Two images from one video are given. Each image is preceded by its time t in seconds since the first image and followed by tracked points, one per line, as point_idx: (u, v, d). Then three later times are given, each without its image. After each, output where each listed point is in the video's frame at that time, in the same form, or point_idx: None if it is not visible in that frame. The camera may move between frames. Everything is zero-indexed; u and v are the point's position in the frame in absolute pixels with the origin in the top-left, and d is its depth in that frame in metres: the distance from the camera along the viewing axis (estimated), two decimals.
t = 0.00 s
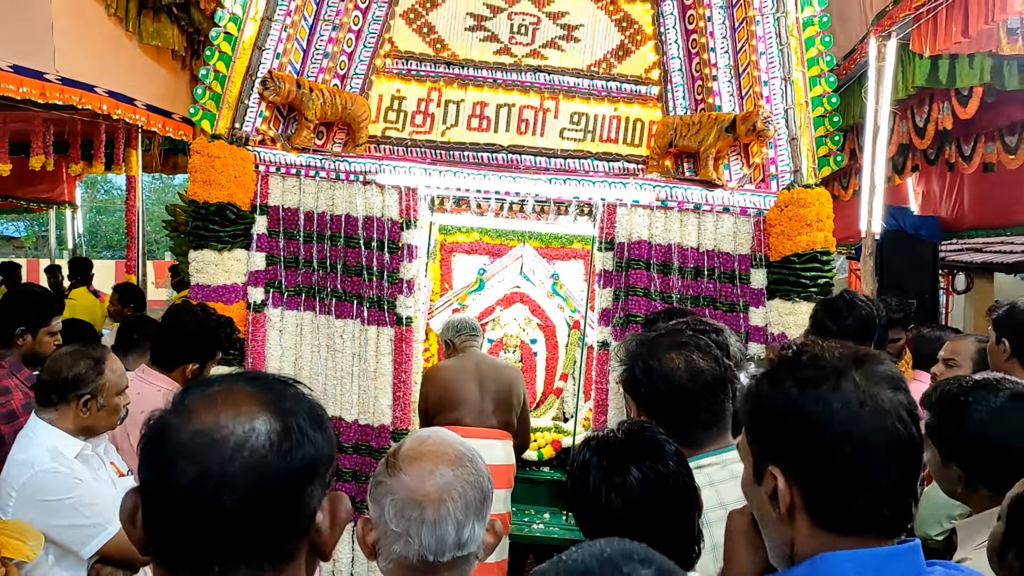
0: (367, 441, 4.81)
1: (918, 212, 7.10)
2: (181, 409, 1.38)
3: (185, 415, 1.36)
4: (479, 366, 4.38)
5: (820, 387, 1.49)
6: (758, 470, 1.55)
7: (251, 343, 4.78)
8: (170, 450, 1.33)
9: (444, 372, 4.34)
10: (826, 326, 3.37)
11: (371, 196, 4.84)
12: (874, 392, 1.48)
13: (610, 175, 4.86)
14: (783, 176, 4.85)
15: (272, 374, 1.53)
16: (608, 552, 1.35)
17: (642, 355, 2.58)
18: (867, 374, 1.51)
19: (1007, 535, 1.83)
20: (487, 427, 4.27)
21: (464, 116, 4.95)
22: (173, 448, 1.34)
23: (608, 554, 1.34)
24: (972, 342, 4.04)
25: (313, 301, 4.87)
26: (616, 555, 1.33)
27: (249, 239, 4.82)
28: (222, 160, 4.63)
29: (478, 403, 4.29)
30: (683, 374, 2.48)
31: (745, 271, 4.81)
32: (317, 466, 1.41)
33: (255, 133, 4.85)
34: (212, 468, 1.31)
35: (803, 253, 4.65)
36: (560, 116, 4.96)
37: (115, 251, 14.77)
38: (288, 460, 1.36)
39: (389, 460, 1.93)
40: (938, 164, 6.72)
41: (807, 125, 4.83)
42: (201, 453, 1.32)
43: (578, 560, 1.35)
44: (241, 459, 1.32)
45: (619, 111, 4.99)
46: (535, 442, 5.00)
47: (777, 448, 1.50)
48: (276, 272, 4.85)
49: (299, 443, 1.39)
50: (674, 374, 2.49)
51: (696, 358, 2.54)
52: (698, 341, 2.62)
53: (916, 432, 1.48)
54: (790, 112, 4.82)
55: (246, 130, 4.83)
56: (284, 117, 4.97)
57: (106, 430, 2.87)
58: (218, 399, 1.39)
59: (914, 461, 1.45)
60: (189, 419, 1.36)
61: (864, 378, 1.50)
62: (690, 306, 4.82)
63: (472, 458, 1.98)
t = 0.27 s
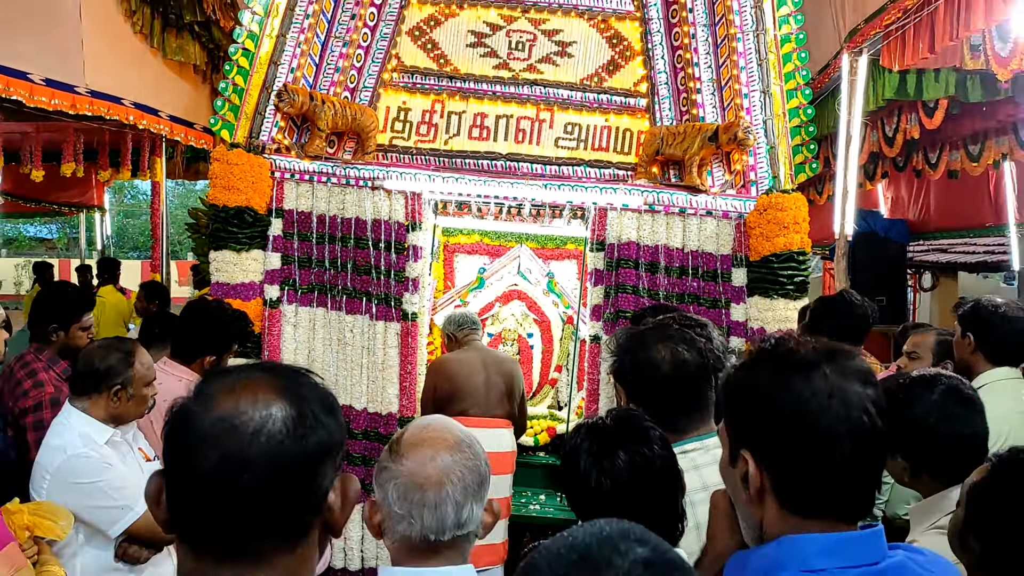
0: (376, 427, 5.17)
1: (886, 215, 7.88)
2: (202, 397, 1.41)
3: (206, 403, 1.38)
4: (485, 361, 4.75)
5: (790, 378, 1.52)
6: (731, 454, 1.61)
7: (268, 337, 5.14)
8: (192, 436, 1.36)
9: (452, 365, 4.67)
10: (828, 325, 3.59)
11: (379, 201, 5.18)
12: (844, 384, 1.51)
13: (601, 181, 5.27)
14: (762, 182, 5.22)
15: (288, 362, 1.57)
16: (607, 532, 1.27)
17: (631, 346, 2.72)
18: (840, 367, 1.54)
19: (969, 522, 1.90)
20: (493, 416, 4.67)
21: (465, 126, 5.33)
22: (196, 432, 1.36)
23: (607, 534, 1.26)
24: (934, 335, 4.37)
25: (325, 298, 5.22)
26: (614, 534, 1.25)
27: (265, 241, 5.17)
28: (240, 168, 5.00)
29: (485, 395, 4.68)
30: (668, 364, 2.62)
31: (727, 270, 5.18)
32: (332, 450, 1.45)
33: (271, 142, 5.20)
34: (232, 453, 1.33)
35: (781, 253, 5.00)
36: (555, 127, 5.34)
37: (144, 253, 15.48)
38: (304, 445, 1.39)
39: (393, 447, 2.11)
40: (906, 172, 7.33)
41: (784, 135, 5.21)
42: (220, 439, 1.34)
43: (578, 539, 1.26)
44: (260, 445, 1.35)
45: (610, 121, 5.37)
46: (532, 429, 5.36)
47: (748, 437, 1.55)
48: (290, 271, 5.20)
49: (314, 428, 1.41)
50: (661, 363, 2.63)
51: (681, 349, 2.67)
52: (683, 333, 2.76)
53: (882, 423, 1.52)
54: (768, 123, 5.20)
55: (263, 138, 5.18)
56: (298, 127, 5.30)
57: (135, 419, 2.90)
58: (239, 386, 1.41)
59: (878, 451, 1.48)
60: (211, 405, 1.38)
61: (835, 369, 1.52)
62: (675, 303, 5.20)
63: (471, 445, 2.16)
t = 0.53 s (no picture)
0: (378, 422, 5.36)
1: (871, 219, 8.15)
2: (213, 392, 1.57)
3: (218, 397, 1.55)
4: (484, 359, 4.93)
5: (740, 377, 1.60)
6: (691, 450, 1.69)
7: (274, 334, 5.32)
8: (204, 428, 1.52)
9: (454, 361, 4.85)
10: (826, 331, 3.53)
11: (382, 203, 5.38)
12: (794, 383, 1.58)
13: (597, 183, 5.41)
14: (750, 185, 5.40)
15: (295, 361, 1.74)
16: (600, 519, 1.25)
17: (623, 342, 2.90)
18: (789, 366, 1.61)
19: (941, 519, 2.06)
20: (495, 413, 4.86)
21: (465, 131, 5.53)
22: (208, 424, 1.52)
23: (600, 520, 1.24)
24: (911, 332, 4.59)
25: (330, 297, 5.42)
26: (607, 520, 1.23)
27: (271, 242, 5.34)
28: (248, 172, 5.18)
29: (485, 391, 4.86)
30: (660, 361, 2.81)
31: (717, 270, 5.38)
32: (338, 442, 1.61)
33: (278, 146, 5.40)
34: (241, 444, 1.50)
35: (768, 254, 5.19)
36: (551, 132, 5.55)
37: (156, 253, 15.77)
38: (311, 437, 1.55)
39: (389, 442, 2.30)
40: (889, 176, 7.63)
41: (772, 140, 5.39)
42: (230, 430, 1.51)
43: (572, 526, 1.24)
44: (268, 436, 1.51)
45: (604, 126, 5.58)
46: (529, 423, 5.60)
47: (704, 434, 1.62)
48: (296, 271, 5.40)
49: (320, 422, 1.58)
50: (653, 360, 2.82)
51: (671, 345, 2.86)
52: (671, 329, 2.96)
53: (831, 420, 1.58)
54: (756, 129, 5.39)
55: (269, 143, 5.38)
56: (303, 132, 5.51)
57: (148, 414, 3.06)
58: (249, 382, 1.58)
59: (826, 445, 1.56)
60: (223, 400, 1.54)
61: (785, 369, 1.60)
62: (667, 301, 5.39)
63: (463, 437, 2.36)
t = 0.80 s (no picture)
0: (377, 421, 5.37)
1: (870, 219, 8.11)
2: (214, 391, 1.58)
3: (219, 397, 1.55)
4: (483, 358, 4.94)
5: (696, 380, 1.62)
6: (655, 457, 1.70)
7: (274, 334, 5.32)
8: (203, 426, 1.52)
9: (454, 360, 4.84)
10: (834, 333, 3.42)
11: (381, 203, 5.37)
12: (750, 385, 1.59)
13: (597, 184, 5.41)
14: (750, 185, 5.40)
15: (295, 360, 1.74)
16: (598, 516, 1.25)
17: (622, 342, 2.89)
18: (746, 369, 1.63)
19: (934, 523, 2.05)
20: (491, 412, 4.85)
21: (464, 131, 5.53)
22: (208, 423, 1.53)
23: (598, 518, 1.24)
24: (909, 332, 4.61)
25: (329, 297, 5.41)
26: (606, 518, 1.24)
27: (271, 242, 5.34)
28: (247, 172, 5.18)
29: (483, 390, 4.86)
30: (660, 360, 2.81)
31: (716, 270, 5.38)
32: (338, 441, 1.61)
33: (277, 146, 5.40)
34: (240, 443, 1.50)
35: (768, 253, 5.20)
36: (550, 131, 5.54)
37: (154, 253, 15.83)
38: (311, 435, 1.55)
39: (383, 442, 2.32)
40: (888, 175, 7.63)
41: (772, 140, 5.38)
42: (231, 429, 1.51)
43: (569, 524, 1.24)
44: (268, 435, 1.51)
45: (604, 126, 5.58)
46: (527, 423, 5.56)
47: (664, 440, 1.63)
48: (295, 270, 5.38)
49: (320, 420, 1.58)
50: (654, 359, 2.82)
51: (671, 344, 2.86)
52: (671, 328, 2.96)
53: (788, 422, 1.59)
54: (756, 129, 5.38)
55: (268, 143, 5.37)
56: (303, 132, 5.51)
57: (148, 414, 3.06)
58: (249, 382, 1.58)
59: (784, 446, 1.56)
60: (223, 399, 1.55)
61: (742, 372, 1.62)
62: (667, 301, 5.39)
63: (457, 437, 2.36)
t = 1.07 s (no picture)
0: (374, 421, 5.37)
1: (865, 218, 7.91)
2: (210, 390, 1.57)
3: (215, 395, 1.55)
4: (478, 356, 4.96)
5: (669, 380, 1.67)
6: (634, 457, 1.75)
7: (270, 333, 5.32)
8: (200, 425, 1.52)
9: (454, 360, 4.82)
10: (820, 333, 3.42)
11: (378, 202, 5.36)
12: (723, 384, 1.64)
13: (593, 183, 5.43)
14: (746, 185, 5.42)
15: (291, 358, 1.74)
16: (591, 513, 1.27)
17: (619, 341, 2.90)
18: (719, 368, 1.67)
19: (929, 523, 2.07)
20: (493, 410, 4.90)
21: (460, 130, 5.53)
22: (205, 422, 1.52)
23: (591, 516, 1.26)
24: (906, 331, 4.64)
25: (326, 296, 5.39)
26: (599, 515, 1.25)
27: (267, 241, 5.34)
28: (244, 170, 5.17)
29: (482, 389, 4.88)
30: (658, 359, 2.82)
31: (713, 269, 5.38)
32: (335, 438, 1.61)
33: (274, 145, 5.39)
34: (237, 442, 1.50)
35: (764, 253, 5.21)
36: (547, 131, 5.55)
37: (150, 252, 15.84)
38: (308, 433, 1.55)
39: (376, 441, 2.34)
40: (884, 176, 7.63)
41: (768, 139, 5.39)
42: (227, 428, 1.51)
43: (563, 522, 1.25)
44: (265, 433, 1.51)
45: (600, 125, 5.59)
46: (523, 421, 5.61)
47: (642, 440, 1.68)
48: (292, 269, 5.36)
49: (316, 418, 1.58)
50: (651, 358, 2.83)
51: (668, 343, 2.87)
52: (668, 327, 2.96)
53: (762, 418, 1.63)
54: (753, 129, 5.40)
55: (265, 142, 5.37)
56: (299, 131, 5.50)
57: (146, 413, 3.03)
58: (244, 380, 1.58)
59: (757, 443, 1.61)
60: (219, 398, 1.54)
61: (714, 371, 1.66)
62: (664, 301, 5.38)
63: (450, 435, 2.38)
